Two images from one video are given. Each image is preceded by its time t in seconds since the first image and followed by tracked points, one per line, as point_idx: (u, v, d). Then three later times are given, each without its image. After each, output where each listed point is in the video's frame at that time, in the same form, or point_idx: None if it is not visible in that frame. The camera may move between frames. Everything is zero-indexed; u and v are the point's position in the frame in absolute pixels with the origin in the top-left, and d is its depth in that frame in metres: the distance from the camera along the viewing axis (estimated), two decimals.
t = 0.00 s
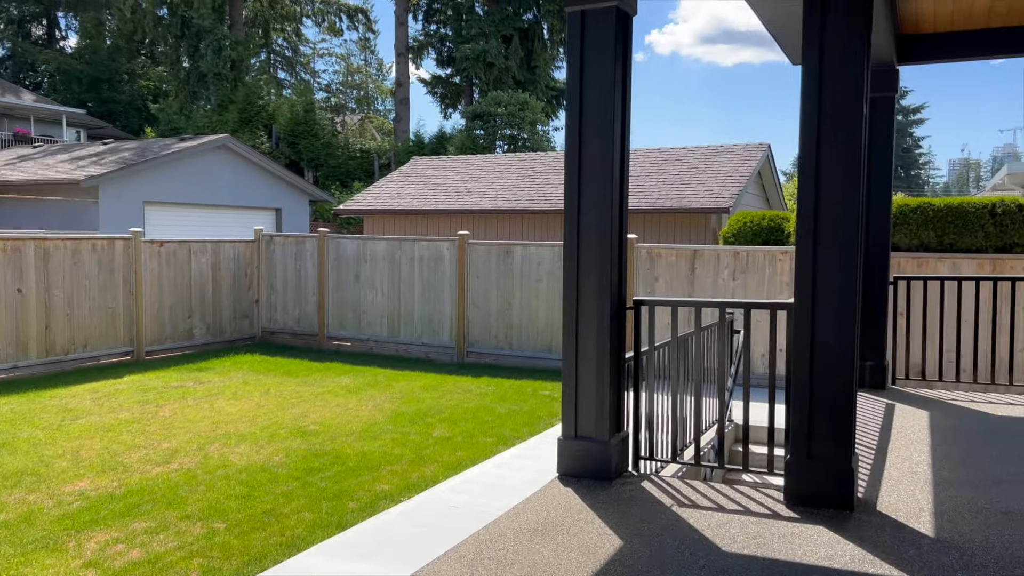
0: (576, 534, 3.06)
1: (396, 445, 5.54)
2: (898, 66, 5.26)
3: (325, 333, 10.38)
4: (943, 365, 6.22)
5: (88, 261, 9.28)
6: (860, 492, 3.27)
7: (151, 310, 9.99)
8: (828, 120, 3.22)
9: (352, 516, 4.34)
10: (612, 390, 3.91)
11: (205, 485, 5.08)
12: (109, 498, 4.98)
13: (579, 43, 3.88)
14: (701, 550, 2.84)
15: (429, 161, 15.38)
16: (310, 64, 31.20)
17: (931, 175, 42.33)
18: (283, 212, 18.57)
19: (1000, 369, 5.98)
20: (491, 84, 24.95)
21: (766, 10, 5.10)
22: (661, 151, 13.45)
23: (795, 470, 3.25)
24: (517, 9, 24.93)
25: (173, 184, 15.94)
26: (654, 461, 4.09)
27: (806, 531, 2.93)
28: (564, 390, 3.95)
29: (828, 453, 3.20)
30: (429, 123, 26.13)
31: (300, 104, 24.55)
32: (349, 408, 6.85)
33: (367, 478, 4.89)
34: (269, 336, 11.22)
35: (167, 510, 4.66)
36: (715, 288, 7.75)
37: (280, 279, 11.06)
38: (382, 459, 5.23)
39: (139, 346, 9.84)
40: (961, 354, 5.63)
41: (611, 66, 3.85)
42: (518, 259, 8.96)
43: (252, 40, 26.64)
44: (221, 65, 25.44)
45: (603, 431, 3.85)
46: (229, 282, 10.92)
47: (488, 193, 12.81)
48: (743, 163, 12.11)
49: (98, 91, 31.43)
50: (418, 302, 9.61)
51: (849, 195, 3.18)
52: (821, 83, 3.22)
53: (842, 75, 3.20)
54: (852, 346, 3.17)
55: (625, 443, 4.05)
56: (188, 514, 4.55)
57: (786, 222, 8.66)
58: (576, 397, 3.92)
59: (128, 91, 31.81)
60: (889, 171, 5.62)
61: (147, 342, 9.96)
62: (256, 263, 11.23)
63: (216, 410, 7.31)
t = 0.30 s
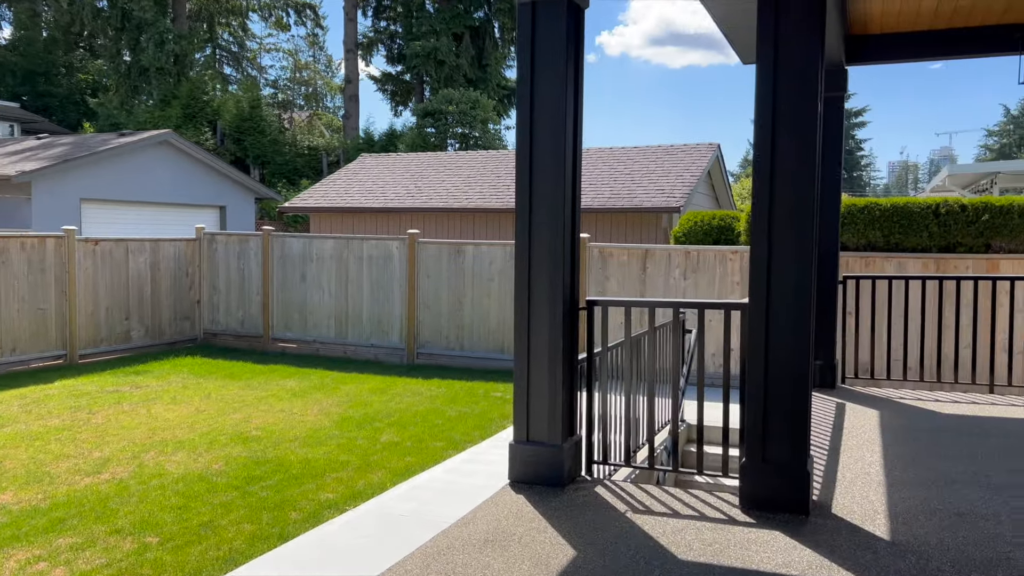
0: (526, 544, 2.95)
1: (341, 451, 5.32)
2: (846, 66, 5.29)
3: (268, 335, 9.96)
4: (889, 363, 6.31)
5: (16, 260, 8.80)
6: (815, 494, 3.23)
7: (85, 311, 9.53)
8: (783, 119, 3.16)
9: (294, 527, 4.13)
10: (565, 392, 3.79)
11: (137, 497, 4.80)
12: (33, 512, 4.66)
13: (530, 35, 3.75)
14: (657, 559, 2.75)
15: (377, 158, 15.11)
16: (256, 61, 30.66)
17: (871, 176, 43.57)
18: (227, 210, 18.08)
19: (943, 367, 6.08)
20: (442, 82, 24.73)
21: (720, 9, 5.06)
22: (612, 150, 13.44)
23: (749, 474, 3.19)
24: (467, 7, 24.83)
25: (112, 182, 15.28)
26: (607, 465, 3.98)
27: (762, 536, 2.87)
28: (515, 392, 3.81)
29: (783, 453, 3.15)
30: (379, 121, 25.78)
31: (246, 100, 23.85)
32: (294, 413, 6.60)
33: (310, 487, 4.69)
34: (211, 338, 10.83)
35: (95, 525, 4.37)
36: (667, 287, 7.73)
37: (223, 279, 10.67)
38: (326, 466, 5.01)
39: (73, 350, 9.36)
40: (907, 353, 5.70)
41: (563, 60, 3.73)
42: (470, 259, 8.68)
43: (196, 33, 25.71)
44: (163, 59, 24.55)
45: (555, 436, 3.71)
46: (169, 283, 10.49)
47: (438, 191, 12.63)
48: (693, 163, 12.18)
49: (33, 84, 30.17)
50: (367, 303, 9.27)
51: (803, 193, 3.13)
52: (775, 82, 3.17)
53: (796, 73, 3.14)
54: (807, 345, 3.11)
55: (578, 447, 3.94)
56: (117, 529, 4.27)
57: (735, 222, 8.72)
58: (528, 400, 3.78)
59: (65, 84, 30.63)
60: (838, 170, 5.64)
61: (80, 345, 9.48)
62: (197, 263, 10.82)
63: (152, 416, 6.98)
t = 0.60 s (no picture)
0: (480, 561, 2.78)
1: (283, 460, 5.06)
2: (798, 65, 5.28)
3: (208, 338, 9.54)
4: (837, 362, 6.37)
5: None
6: (774, 501, 3.17)
7: (10, 315, 8.86)
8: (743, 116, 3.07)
9: (231, 543, 3.87)
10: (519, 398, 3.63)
11: (60, 513, 4.41)
12: None
13: (481, 24, 3.55)
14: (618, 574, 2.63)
15: (322, 154, 14.74)
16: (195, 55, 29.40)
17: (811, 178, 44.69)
18: (165, 207, 17.43)
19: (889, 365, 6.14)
20: (389, 79, 24.38)
21: (674, 5, 4.98)
22: (560, 149, 13.38)
23: (708, 480, 3.10)
24: (414, 3, 24.60)
25: (43, 178, 14.47)
26: (562, 473, 3.85)
27: (723, 547, 2.77)
28: (467, 398, 3.63)
29: (743, 458, 3.07)
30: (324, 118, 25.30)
31: (185, 94, 23.16)
32: (233, 420, 6.29)
33: (250, 500, 4.42)
34: (146, 342, 10.26)
35: (12, 545, 3.96)
36: (618, 287, 7.66)
37: (159, 280, 10.17)
38: (267, 477, 4.75)
39: None
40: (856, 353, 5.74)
41: (516, 50, 3.55)
42: (418, 258, 8.44)
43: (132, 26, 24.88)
44: (98, 51, 23.65)
45: (508, 444, 3.55)
46: (102, 283, 9.93)
47: (385, 189, 12.37)
48: (642, 163, 12.17)
49: None
50: (310, 304, 8.94)
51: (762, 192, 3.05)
52: (735, 78, 3.07)
53: (756, 69, 3.05)
54: (768, 346, 3.03)
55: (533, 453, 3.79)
56: (37, 550, 3.86)
57: (685, 222, 8.74)
58: (480, 406, 3.60)
59: None
60: (790, 169, 5.61)
61: (5, 351, 8.84)
62: (131, 262, 10.27)
63: (80, 425, 6.57)
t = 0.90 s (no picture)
0: None
1: (237, 470, 4.84)
2: (763, 66, 5.26)
3: (160, 341, 9.18)
4: (798, 363, 6.40)
5: None
6: (744, 508, 3.10)
7: None
8: (712, 114, 2.98)
9: (179, 559, 3.64)
10: (483, 405, 3.49)
11: None
12: None
13: (442, 17, 3.39)
14: None
15: (278, 152, 14.42)
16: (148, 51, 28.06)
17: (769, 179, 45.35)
18: (116, 206, 16.91)
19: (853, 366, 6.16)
20: (348, 77, 24.04)
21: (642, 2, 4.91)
22: (522, 149, 13.28)
23: (678, 488, 3.02)
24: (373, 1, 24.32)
25: None
26: (527, 481, 3.73)
27: (695, 559, 2.69)
28: (429, 406, 3.48)
29: (713, 464, 3.00)
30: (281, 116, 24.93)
31: (138, 91, 22.32)
32: (184, 427, 6.01)
33: (200, 512, 4.19)
34: (94, 346, 9.76)
35: None
36: (582, 288, 7.59)
37: (109, 281, 9.67)
38: (220, 487, 4.54)
39: None
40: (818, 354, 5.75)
41: (479, 45, 3.40)
42: (378, 259, 8.25)
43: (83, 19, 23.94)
44: (46, 46, 22.83)
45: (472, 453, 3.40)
46: (46, 285, 9.40)
47: (343, 188, 12.13)
48: (605, 163, 12.15)
49: None
50: (266, 306, 8.68)
51: (733, 191, 2.97)
52: (704, 74, 2.99)
53: (726, 64, 2.97)
54: (738, 349, 2.96)
55: (498, 461, 3.67)
56: None
57: (649, 222, 8.70)
58: (443, 414, 3.46)
59: None
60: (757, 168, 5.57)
61: None
62: (78, 263, 9.75)
63: (20, 434, 6.23)
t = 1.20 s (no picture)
0: None
1: (192, 480, 4.57)
2: (733, 65, 5.20)
3: (116, 346, 8.75)
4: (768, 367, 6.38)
5: None
6: (718, 517, 3.01)
7: None
8: (685, 111, 2.87)
9: None
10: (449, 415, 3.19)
11: None
12: None
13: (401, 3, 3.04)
14: None
15: (240, 151, 14.11)
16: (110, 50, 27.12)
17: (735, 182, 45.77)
18: (74, 207, 16.37)
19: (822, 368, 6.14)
20: (314, 77, 23.68)
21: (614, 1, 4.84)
22: (490, 149, 13.17)
23: (649, 498, 2.92)
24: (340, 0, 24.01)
25: None
26: (495, 491, 3.58)
27: (668, 573, 2.58)
28: (391, 418, 3.16)
29: (685, 472, 2.91)
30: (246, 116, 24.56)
31: (98, 90, 21.79)
32: (137, 436, 5.61)
33: (150, 525, 3.91)
34: (49, 351, 9.12)
35: None
36: (551, 290, 7.49)
37: (63, 283, 9.03)
38: (173, 497, 4.27)
39: None
40: (788, 357, 5.70)
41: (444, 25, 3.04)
42: (342, 261, 8.04)
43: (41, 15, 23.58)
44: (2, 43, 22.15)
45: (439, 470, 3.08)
46: None
47: (307, 188, 11.88)
48: (574, 164, 12.08)
49: None
50: (226, 309, 8.41)
51: (705, 191, 2.86)
52: (676, 70, 2.87)
53: (699, 58, 2.85)
54: (713, 353, 2.86)
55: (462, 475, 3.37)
56: None
57: (618, 224, 8.62)
58: (406, 424, 3.14)
59: None
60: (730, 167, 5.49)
61: None
62: (31, 265, 9.12)
63: None
